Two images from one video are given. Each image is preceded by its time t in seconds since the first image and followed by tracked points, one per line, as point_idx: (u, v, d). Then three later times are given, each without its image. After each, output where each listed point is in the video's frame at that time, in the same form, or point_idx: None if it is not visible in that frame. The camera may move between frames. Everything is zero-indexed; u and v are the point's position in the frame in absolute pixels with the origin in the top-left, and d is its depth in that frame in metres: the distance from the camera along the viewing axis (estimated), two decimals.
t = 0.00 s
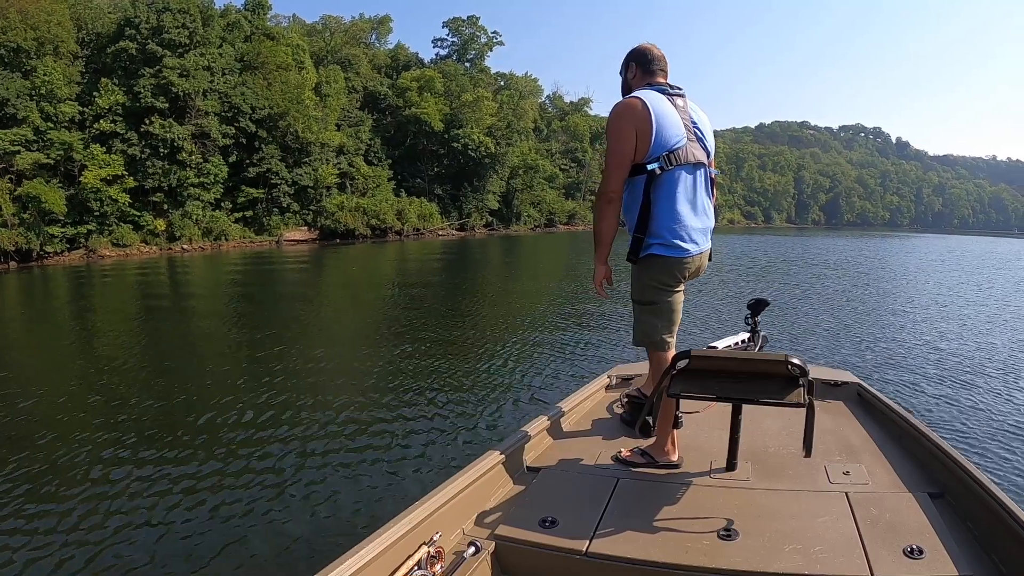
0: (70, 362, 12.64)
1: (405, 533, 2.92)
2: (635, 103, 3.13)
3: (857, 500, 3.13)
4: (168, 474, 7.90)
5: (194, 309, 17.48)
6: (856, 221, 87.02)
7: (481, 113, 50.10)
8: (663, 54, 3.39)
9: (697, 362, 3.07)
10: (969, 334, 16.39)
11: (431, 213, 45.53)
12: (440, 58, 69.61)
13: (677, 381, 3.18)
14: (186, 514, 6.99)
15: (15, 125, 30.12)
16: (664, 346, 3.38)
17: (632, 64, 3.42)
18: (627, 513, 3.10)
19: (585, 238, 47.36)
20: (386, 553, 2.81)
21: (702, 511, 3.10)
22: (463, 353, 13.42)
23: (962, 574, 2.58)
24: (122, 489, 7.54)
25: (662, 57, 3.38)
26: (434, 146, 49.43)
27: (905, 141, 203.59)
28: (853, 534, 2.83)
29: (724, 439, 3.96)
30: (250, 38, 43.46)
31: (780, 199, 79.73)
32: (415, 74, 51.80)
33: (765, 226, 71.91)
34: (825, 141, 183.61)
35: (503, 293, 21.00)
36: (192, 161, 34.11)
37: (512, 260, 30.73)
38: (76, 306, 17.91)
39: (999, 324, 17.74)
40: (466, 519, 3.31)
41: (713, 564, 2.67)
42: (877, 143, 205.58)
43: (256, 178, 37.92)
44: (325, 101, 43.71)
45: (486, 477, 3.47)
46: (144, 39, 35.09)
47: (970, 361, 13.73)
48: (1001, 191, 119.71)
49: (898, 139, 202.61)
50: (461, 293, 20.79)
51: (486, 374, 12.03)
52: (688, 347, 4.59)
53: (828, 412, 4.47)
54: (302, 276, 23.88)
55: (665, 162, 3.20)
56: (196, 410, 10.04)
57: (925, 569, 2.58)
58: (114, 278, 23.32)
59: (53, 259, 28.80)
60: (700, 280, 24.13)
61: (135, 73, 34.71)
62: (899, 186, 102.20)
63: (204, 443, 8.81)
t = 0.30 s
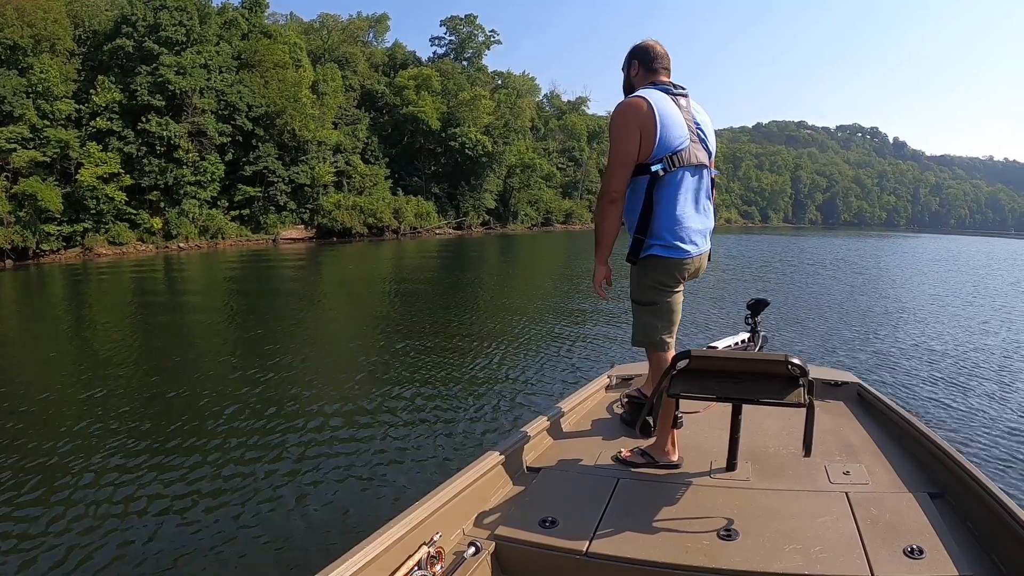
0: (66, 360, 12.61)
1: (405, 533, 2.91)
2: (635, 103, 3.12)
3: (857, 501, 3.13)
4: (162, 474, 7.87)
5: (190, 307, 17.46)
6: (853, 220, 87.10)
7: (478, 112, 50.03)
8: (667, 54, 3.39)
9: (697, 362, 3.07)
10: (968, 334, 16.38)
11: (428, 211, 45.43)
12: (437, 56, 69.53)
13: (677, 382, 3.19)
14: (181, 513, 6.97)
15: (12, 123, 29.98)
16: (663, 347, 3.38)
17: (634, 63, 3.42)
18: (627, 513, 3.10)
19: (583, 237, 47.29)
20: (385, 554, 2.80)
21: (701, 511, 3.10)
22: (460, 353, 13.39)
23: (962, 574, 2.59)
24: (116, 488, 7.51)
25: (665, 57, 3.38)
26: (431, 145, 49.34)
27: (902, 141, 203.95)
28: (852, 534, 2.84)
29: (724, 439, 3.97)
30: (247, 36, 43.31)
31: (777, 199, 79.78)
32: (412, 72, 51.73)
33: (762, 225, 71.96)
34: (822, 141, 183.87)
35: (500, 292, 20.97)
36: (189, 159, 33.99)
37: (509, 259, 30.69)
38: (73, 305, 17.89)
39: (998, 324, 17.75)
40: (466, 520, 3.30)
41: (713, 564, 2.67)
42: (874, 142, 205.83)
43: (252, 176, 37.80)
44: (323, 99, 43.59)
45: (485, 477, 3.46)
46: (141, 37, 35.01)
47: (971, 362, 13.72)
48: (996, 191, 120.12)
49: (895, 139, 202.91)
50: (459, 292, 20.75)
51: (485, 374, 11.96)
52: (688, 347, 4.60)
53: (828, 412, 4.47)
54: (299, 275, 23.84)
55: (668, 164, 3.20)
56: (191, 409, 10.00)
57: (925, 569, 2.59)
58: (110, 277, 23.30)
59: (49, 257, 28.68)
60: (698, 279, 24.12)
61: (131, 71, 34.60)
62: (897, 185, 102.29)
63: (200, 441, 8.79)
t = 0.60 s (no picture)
0: (62, 358, 12.63)
1: (404, 533, 2.91)
2: (638, 103, 3.11)
3: (857, 501, 3.14)
4: (158, 473, 7.85)
5: (188, 306, 17.43)
6: (850, 220, 87.26)
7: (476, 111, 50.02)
8: (669, 52, 3.39)
9: (697, 362, 3.07)
10: (966, 334, 16.43)
11: (425, 210, 45.40)
12: (435, 55, 69.47)
13: (677, 382, 3.19)
14: (178, 513, 6.97)
15: (8, 120, 29.86)
16: (664, 348, 3.38)
17: (637, 62, 3.41)
18: (626, 513, 3.10)
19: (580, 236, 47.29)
20: (385, 554, 2.79)
21: (702, 511, 3.10)
22: (459, 352, 13.42)
23: (962, 574, 2.59)
24: (112, 488, 7.52)
25: (668, 55, 3.38)
26: (429, 144, 49.30)
27: (899, 141, 204.32)
28: (852, 534, 2.85)
29: (724, 439, 3.98)
30: (244, 35, 43.20)
31: (774, 199, 79.91)
32: (410, 71, 51.64)
33: (759, 225, 71.98)
34: (820, 140, 184.10)
35: (498, 291, 20.95)
36: (186, 158, 33.89)
37: (507, 259, 30.71)
38: (70, 303, 17.84)
39: (995, 325, 17.81)
40: (466, 520, 3.30)
41: (713, 564, 2.68)
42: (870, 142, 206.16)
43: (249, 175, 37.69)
44: (320, 98, 43.53)
45: (485, 477, 3.46)
46: (138, 36, 34.95)
47: (970, 363, 13.70)
48: (993, 192, 120.46)
49: (892, 140, 203.36)
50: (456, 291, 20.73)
51: (483, 373, 11.92)
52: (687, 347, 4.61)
53: (828, 412, 4.49)
54: (295, 274, 23.81)
55: (670, 165, 3.21)
56: (188, 408, 10.04)
57: (925, 569, 2.60)
58: (107, 275, 23.24)
59: (46, 256, 28.59)
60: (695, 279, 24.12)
61: (128, 69, 34.54)
62: (894, 185, 102.54)
63: (196, 440, 8.80)
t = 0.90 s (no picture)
0: (59, 359, 12.65)
1: (404, 533, 2.90)
2: (632, 105, 3.11)
3: (857, 501, 3.14)
4: (153, 475, 7.83)
5: (186, 307, 17.43)
6: (848, 220, 87.41)
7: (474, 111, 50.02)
8: (671, 52, 3.39)
9: (696, 362, 3.07)
10: (966, 334, 16.43)
11: (423, 211, 45.39)
12: (433, 56, 69.46)
13: (677, 382, 3.19)
14: (175, 513, 6.97)
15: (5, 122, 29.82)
16: (663, 347, 3.38)
17: (639, 60, 3.39)
18: (627, 513, 3.10)
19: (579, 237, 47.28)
20: (385, 554, 2.79)
21: (702, 511, 3.10)
22: (457, 352, 13.42)
23: (961, 574, 2.60)
24: (110, 488, 7.53)
25: (670, 55, 3.37)
26: (427, 144, 49.27)
27: (897, 140, 204.74)
28: (852, 534, 2.85)
29: (724, 439, 3.98)
30: (242, 36, 43.13)
31: (773, 199, 79.99)
32: (407, 71, 51.65)
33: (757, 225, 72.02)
34: (817, 140, 184.43)
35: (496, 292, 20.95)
36: (183, 159, 33.84)
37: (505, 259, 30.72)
38: (67, 305, 17.79)
39: (995, 324, 17.79)
40: (466, 520, 3.29)
41: (713, 564, 2.67)
42: (868, 142, 206.53)
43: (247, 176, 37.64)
44: (318, 99, 43.52)
45: (485, 477, 3.46)
46: (135, 36, 34.92)
47: (968, 362, 13.72)
48: (990, 191, 120.84)
49: (889, 139, 203.79)
50: (454, 292, 20.71)
51: (479, 374, 11.91)
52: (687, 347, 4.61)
53: (828, 412, 4.49)
54: (294, 275, 23.79)
55: (670, 166, 3.20)
56: (184, 408, 10.08)
57: (925, 570, 2.60)
58: (105, 277, 23.21)
59: (43, 257, 28.51)
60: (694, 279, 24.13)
61: (126, 70, 34.50)
62: (892, 185, 102.71)
63: (193, 441, 8.83)
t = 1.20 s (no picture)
0: (57, 360, 12.69)
1: (404, 532, 2.90)
2: (642, 106, 3.08)
3: (857, 500, 3.14)
4: (148, 477, 7.81)
5: (185, 309, 17.46)
6: (846, 220, 87.56)
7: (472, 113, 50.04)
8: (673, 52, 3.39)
9: (697, 362, 3.07)
10: (966, 334, 16.44)
11: (422, 212, 45.39)
12: (431, 57, 69.51)
13: (676, 382, 3.18)
14: (172, 514, 6.98)
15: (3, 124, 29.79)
16: (663, 347, 3.38)
17: (643, 59, 3.36)
18: (627, 513, 3.10)
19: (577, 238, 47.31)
20: (385, 554, 2.78)
21: (702, 511, 3.09)
22: (455, 353, 13.44)
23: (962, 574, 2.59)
24: (107, 489, 7.53)
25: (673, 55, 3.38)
26: (425, 145, 49.28)
27: (894, 141, 205.15)
28: (852, 534, 2.84)
29: (725, 439, 3.97)
30: (240, 37, 43.08)
31: (771, 199, 80.03)
32: (405, 73, 51.70)
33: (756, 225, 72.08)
34: (815, 141, 184.62)
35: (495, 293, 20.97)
36: (181, 161, 33.81)
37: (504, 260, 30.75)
38: (65, 307, 17.77)
39: (994, 324, 17.81)
40: (465, 520, 3.29)
41: (713, 564, 2.67)
42: (865, 142, 206.86)
43: (245, 178, 37.63)
44: (316, 100, 43.54)
45: (484, 477, 3.45)
46: (133, 38, 34.92)
47: (967, 362, 13.75)
48: (989, 191, 120.98)
49: (887, 140, 204.17)
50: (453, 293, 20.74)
51: (478, 376, 11.90)
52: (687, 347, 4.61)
53: (828, 412, 4.49)
54: (292, 276, 23.79)
55: (678, 167, 3.21)
56: (181, 408, 10.11)
57: (925, 569, 2.60)
58: (103, 279, 23.20)
59: (41, 260, 28.43)
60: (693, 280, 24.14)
61: (124, 72, 34.50)
62: (890, 185, 102.86)
63: (189, 442, 8.84)
